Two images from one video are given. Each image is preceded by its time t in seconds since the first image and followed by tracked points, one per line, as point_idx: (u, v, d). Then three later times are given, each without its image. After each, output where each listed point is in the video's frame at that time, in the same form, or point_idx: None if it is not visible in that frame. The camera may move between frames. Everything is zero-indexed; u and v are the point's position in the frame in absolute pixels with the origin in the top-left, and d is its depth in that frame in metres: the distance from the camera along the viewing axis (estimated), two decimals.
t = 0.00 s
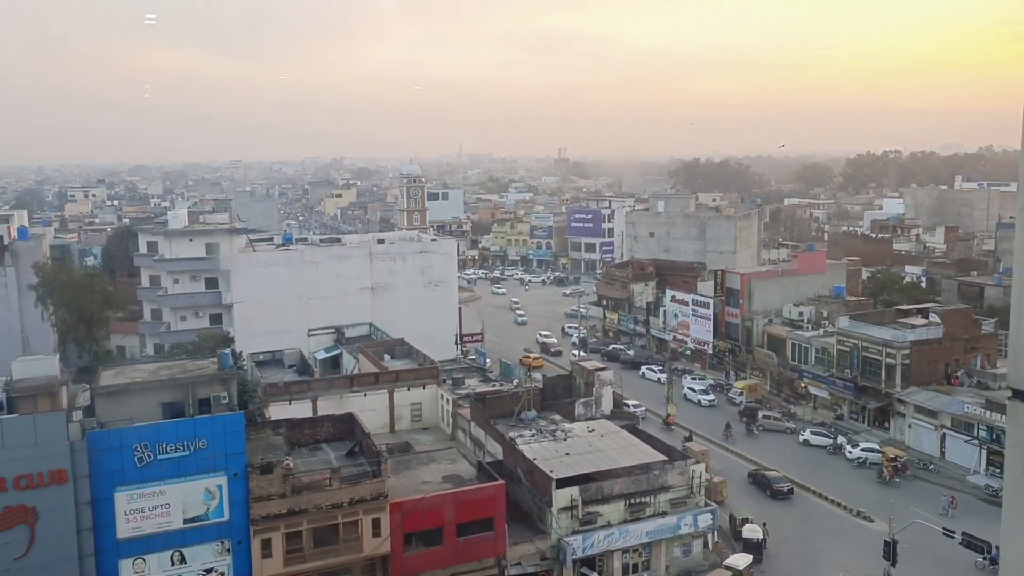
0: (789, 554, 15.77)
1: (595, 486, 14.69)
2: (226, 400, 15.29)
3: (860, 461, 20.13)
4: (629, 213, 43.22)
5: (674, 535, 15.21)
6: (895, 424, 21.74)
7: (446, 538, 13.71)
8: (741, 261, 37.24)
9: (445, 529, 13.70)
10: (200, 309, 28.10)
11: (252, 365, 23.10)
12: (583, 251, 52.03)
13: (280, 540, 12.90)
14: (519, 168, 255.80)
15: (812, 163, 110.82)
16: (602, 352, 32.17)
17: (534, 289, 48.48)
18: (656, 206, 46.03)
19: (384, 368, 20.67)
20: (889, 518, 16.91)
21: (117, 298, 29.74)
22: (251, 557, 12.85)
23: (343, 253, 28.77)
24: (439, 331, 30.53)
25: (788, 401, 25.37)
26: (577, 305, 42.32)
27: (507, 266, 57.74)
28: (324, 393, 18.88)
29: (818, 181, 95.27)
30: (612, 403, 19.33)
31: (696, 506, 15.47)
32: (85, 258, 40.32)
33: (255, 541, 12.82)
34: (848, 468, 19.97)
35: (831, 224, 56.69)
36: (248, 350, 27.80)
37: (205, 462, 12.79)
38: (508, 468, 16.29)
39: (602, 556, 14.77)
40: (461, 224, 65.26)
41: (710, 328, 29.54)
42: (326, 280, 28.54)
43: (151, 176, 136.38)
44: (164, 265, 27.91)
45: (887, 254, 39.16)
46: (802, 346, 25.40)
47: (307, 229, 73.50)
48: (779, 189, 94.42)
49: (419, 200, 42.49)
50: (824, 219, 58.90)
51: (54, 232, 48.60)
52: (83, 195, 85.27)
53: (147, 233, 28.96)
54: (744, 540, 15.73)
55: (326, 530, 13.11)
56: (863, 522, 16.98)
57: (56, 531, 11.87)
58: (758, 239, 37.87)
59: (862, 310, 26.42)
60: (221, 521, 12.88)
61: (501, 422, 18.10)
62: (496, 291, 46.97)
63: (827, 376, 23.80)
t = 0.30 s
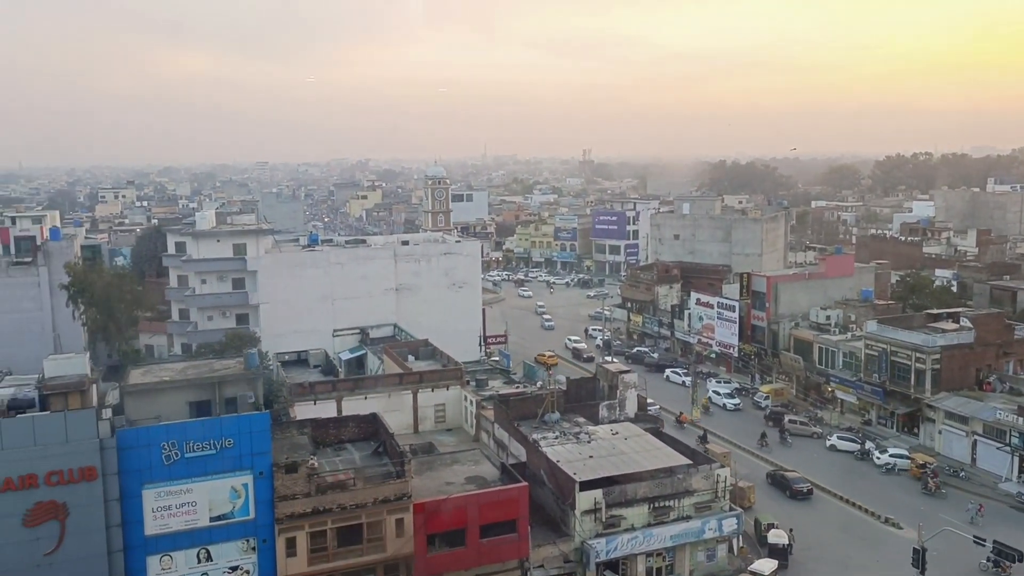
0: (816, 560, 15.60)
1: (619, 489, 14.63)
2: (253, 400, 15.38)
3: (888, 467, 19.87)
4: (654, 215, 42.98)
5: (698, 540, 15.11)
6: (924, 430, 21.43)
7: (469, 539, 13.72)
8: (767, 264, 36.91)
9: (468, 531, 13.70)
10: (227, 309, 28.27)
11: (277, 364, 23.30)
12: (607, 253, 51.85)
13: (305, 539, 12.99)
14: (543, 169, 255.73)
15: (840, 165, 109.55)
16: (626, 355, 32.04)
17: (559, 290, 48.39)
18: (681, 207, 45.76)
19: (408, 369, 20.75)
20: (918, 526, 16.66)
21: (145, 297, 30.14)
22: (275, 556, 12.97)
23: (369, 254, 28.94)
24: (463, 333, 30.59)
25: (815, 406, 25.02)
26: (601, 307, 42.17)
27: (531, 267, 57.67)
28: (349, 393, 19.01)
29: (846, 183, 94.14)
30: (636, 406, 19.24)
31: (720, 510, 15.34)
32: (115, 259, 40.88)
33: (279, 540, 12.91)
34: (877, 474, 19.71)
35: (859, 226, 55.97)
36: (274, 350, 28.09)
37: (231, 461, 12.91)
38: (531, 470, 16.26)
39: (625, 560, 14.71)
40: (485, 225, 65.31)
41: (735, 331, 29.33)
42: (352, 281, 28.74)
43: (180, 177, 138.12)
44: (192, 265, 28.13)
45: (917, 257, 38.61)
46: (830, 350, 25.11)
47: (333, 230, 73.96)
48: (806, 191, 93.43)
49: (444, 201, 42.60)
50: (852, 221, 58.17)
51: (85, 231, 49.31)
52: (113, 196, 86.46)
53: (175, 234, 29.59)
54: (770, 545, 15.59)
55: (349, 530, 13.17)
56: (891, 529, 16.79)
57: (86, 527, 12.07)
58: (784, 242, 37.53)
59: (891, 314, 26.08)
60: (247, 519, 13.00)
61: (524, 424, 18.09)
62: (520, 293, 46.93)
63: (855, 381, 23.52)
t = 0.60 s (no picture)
0: (838, 566, 15.48)
1: (638, 493, 14.60)
2: (273, 401, 15.50)
3: (911, 474, 19.69)
4: (674, 218, 42.85)
5: (718, 545, 15.03)
6: (948, 436, 21.19)
7: (488, 542, 13.71)
8: (789, 267, 36.69)
9: (487, 533, 13.70)
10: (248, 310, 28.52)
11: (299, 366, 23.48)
12: (627, 256, 51.75)
13: (324, 540, 13.01)
14: (563, 172, 255.62)
15: (863, 168, 108.61)
16: (646, 358, 31.95)
17: (579, 293, 48.36)
18: (702, 210, 45.59)
19: (428, 371, 20.81)
20: (943, 533, 16.47)
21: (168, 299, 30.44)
22: (295, 557, 12.97)
23: (389, 256, 29.06)
24: (482, 335, 30.66)
25: (837, 410, 25.00)
26: (621, 311, 42.10)
27: (551, 270, 57.68)
28: (369, 396, 19.10)
29: (869, 186, 93.30)
30: (656, 411, 19.18)
31: (740, 515, 15.25)
32: (139, 260, 41.37)
33: (299, 541, 12.92)
34: (900, 480, 19.51)
35: (882, 230, 55.47)
36: (295, 351, 28.29)
37: (252, 461, 13.02)
38: (550, 473, 16.22)
39: (644, 564, 14.65)
40: (505, 228, 65.43)
41: (756, 335, 29.16)
42: (372, 283, 28.86)
43: (202, 179, 139.40)
44: (213, 267, 28.15)
45: (941, 262, 38.23)
46: (852, 355, 24.92)
47: (354, 232, 74.42)
48: (828, 195, 92.67)
49: (464, 204, 42.72)
50: (874, 224, 57.66)
51: (110, 233, 49.88)
52: (137, 197, 87.45)
53: (198, 235, 29.80)
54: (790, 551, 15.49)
55: (369, 530, 13.21)
56: (913, 535, 16.62)
57: (109, 526, 12.22)
58: (806, 245, 37.32)
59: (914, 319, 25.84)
60: (267, 520, 13.09)
61: (543, 427, 18.09)
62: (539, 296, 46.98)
63: (877, 386, 23.34)
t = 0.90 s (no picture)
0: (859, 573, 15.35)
1: (657, 497, 14.55)
2: (292, 402, 15.62)
3: (934, 480, 19.49)
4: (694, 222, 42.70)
5: (737, 550, 14.94)
6: (971, 443, 20.96)
7: (505, 545, 13.75)
8: (810, 271, 36.45)
9: (504, 536, 13.74)
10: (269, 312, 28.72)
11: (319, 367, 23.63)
12: (647, 260, 51.62)
13: (343, 541, 13.12)
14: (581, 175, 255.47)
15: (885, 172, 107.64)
16: (665, 362, 31.86)
17: (598, 297, 48.30)
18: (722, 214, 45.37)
19: (447, 374, 20.88)
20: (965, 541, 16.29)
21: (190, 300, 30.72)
22: (314, 558, 13.13)
23: (409, 258, 29.18)
24: (501, 338, 30.70)
25: (858, 416, 24.81)
26: (640, 315, 41.99)
27: (570, 273, 57.64)
28: (388, 398, 19.20)
29: (892, 189, 92.43)
30: (675, 415, 19.07)
31: (760, 520, 15.16)
32: (162, 261, 41.77)
33: (318, 542, 13.07)
34: (921, 486, 19.33)
35: (905, 234, 54.93)
36: (315, 353, 28.46)
37: (271, 462, 13.12)
38: (569, 476, 16.20)
39: (663, 569, 14.59)
40: (525, 231, 65.49)
41: (777, 339, 29.01)
42: (391, 285, 29.00)
43: (224, 181, 140.65)
44: (234, 269, 28.43)
45: (965, 266, 37.82)
46: (873, 360, 24.74)
47: (375, 235, 74.72)
48: (850, 199, 91.92)
49: (484, 207, 42.78)
50: (897, 229, 57.12)
51: (134, 235, 50.40)
52: (160, 200, 88.27)
53: (220, 238, 30.33)
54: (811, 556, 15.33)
55: (387, 532, 13.26)
56: (934, 543, 16.47)
57: (130, 525, 12.35)
58: (827, 249, 37.12)
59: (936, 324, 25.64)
60: (286, 521, 13.18)
61: (562, 430, 18.08)
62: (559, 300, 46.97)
63: (899, 392, 23.16)
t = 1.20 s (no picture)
0: None
1: (668, 502, 14.49)
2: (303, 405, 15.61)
3: (947, 486, 19.36)
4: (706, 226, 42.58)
5: (749, 555, 14.89)
6: (985, 449, 20.75)
7: (516, 550, 13.70)
8: (822, 276, 36.32)
9: (515, 540, 13.68)
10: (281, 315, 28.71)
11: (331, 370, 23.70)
12: (658, 264, 51.53)
13: (353, 544, 13.14)
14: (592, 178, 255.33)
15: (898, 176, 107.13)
16: (676, 366, 31.78)
17: (609, 300, 48.24)
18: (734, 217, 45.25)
19: (459, 377, 20.89)
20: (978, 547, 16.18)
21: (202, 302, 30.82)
22: (325, 560, 13.12)
23: (420, 261, 29.23)
24: (512, 341, 30.71)
25: (870, 421, 24.68)
26: (652, 318, 41.90)
27: (582, 277, 57.60)
28: (399, 400, 19.21)
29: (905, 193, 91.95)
30: (686, 419, 19.07)
31: (772, 526, 15.09)
32: (175, 263, 41.93)
33: (329, 545, 13.08)
34: (934, 492, 19.23)
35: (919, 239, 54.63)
36: (326, 355, 28.51)
37: (283, 465, 13.18)
38: (580, 480, 16.18)
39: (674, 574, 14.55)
40: (536, 235, 65.51)
41: (789, 344, 28.89)
42: (403, 288, 29.05)
43: (237, 184, 141.24)
44: (247, 271, 28.41)
45: (979, 271, 37.58)
46: (886, 365, 24.65)
47: (387, 238, 74.84)
48: (863, 203, 91.51)
49: (495, 210, 42.73)
50: (910, 233, 56.85)
51: (148, 237, 50.59)
52: (173, 202, 88.60)
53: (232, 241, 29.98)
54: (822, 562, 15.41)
55: (397, 535, 13.31)
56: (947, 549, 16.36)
57: (141, 527, 12.41)
58: (840, 254, 37.18)
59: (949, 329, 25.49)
60: (297, 523, 13.21)
61: (573, 434, 18.08)
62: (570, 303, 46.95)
63: (911, 397, 23.06)
